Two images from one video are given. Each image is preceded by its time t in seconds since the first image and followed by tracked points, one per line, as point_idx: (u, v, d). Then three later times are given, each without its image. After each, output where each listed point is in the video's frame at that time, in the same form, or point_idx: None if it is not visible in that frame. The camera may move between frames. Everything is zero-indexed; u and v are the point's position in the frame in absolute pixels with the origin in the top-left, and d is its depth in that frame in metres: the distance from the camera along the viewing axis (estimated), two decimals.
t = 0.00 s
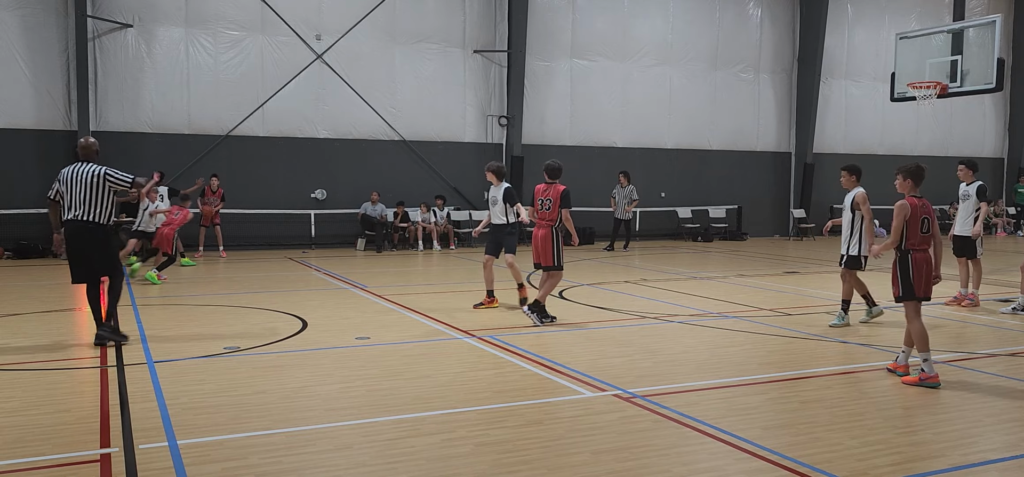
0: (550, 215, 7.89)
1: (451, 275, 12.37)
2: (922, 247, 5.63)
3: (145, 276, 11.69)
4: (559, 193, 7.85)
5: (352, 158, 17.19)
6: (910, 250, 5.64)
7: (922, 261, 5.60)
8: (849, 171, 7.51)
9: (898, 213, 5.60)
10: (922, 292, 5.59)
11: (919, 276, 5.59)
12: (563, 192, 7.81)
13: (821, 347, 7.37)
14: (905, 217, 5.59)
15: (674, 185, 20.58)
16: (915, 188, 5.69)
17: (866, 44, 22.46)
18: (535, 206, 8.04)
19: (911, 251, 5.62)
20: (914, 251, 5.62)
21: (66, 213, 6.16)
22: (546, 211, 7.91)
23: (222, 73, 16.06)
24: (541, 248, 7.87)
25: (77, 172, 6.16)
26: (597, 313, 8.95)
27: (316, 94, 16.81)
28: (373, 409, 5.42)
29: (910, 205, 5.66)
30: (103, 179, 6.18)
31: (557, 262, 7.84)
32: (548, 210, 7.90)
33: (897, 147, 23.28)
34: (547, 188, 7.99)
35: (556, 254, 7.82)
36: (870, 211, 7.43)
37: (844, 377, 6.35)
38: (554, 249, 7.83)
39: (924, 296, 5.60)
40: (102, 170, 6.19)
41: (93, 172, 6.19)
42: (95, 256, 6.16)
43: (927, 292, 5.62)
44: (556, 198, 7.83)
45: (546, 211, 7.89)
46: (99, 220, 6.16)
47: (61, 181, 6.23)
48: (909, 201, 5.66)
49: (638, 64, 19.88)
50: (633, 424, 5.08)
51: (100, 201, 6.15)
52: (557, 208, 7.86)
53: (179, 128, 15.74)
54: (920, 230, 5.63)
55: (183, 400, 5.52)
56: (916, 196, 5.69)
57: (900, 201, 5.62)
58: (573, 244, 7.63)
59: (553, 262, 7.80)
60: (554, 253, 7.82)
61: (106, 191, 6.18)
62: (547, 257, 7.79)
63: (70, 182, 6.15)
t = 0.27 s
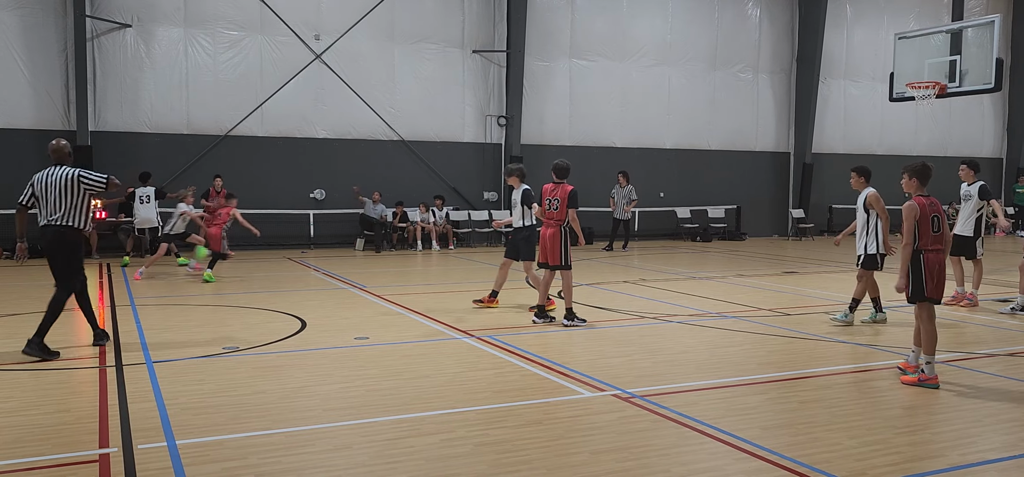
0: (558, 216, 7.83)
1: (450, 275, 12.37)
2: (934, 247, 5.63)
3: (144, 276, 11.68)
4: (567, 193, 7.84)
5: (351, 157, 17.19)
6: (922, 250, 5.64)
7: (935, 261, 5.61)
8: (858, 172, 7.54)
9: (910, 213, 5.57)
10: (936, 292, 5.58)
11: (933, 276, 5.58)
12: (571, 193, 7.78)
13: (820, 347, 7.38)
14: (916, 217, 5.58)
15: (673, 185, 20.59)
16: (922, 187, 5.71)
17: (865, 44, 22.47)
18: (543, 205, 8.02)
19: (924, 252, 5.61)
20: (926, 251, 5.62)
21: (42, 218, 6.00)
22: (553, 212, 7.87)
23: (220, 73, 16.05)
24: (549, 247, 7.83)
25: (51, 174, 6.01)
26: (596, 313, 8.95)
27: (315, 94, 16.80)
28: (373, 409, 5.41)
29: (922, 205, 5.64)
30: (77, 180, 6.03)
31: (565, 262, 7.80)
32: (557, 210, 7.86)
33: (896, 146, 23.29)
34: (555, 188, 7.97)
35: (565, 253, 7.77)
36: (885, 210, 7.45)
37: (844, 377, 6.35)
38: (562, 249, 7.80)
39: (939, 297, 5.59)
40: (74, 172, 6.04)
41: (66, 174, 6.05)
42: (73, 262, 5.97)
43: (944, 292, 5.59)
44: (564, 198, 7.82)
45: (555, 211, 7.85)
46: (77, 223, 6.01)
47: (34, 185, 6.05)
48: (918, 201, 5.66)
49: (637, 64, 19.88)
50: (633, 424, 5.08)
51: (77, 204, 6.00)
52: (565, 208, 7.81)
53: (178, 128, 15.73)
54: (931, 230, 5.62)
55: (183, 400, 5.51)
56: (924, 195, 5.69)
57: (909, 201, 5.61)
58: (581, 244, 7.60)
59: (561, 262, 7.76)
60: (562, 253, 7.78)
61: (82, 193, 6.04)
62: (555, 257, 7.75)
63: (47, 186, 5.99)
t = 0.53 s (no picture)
0: (565, 215, 7.86)
1: (447, 275, 12.37)
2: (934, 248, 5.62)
3: (140, 276, 11.66)
4: (574, 193, 7.81)
5: (347, 157, 17.18)
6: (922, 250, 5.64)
7: (934, 261, 5.60)
8: (865, 171, 7.53)
9: (911, 212, 5.57)
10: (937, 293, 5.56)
11: (933, 277, 5.57)
12: (579, 192, 7.76)
13: (815, 347, 7.39)
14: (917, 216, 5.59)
15: (668, 185, 20.60)
16: (923, 187, 5.71)
17: (861, 44, 22.52)
18: (549, 206, 7.99)
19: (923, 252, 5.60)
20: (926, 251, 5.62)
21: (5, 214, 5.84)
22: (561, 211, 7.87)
23: (215, 73, 16.02)
24: (557, 247, 7.84)
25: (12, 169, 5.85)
26: (592, 313, 8.95)
27: (311, 94, 16.79)
28: (369, 409, 5.41)
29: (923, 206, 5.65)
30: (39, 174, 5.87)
31: (573, 262, 7.82)
32: (564, 210, 7.87)
33: (892, 147, 23.34)
34: (561, 188, 7.95)
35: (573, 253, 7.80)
36: (891, 210, 7.48)
37: (839, 377, 6.36)
38: (570, 249, 7.81)
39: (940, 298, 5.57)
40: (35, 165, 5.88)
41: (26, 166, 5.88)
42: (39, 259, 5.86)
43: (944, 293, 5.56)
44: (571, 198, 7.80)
45: (562, 211, 7.86)
46: (39, 219, 5.84)
47: None
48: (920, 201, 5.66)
49: (632, 64, 19.89)
50: (629, 424, 5.08)
51: (39, 197, 5.83)
52: (572, 208, 7.81)
53: (173, 128, 15.70)
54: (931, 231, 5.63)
55: (178, 400, 5.50)
56: (925, 195, 5.70)
57: (911, 200, 5.61)
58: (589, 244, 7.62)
59: (569, 261, 7.78)
60: (571, 252, 7.80)
61: (44, 186, 5.88)
62: (564, 257, 7.77)
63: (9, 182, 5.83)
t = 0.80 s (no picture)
0: (564, 217, 7.82)
1: (439, 275, 12.36)
2: (927, 248, 5.61)
3: (131, 276, 11.61)
4: (571, 194, 7.78)
5: (338, 157, 17.15)
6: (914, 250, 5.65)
7: (926, 261, 5.59)
8: (874, 171, 7.53)
9: (900, 212, 5.65)
10: (929, 292, 5.55)
11: (924, 277, 5.56)
12: (576, 194, 7.72)
13: (807, 346, 7.42)
14: (906, 216, 5.64)
15: (661, 185, 20.64)
16: (920, 187, 5.72)
17: (852, 44, 22.60)
18: (547, 207, 7.96)
19: (913, 252, 5.62)
20: (917, 251, 5.62)
21: None
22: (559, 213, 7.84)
23: (206, 73, 15.97)
24: (557, 250, 7.85)
25: None
26: (584, 313, 8.96)
27: (303, 93, 16.75)
28: (361, 409, 5.40)
29: (915, 206, 5.68)
30: None
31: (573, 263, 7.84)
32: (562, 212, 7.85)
33: (883, 147, 23.45)
34: (559, 189, 7.90)
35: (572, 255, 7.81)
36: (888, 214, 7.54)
37: (831, 376, 6.38)
38: (570, 250, 7.82)
39: (932, 297, 5.55)
40: None
41: None
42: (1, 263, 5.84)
43: (935, 293, 5.54)
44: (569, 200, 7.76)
45: (560, 213, 7.84)
46: None
47: None
48: (913, 201, 5.69)
49: (625, 64, 19.92)
50: (621, 424, 5.09)
51: None
52: (569, 210, 7.78)
53: (164, 127, 15.64)
54: (923, 230, 5.63)
55: (169, 401, 5.48)
56: (920, 195, 5.71)
57: (901, 200, 5.68)
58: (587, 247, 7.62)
59: (569, 263, 7.80)
60: (571, 254, 7.81)
61: None
62: (563, 259, 7.78)
63: None
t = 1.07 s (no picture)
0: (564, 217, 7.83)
1: (427, 275, 12.35)
2: (914, 247, 5.64)
3: (116, 277, 11.53)
4: (571, 195, 7.80)
5: (326, 156, 17.09)
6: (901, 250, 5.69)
7: (912, 260, 5.61)
8: (877, 174, 7.52)
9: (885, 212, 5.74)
10: (914, 291, 5.58)
11: (910, 275, 5.60)
12: (575, 195, 7.75)
13: (793, 345, 7.46)
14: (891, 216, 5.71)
15: (648, 185, 20.68)
16: (909, 187, 5.76)
17: (838, 45, 22.74)
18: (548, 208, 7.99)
19: (898, 251, 5.66)
20: (903, 251, 5.66)
21: None
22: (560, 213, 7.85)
23: (192, 73, 15.88)
24: (558, 251, 7.87)
25: None
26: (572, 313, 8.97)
27: (290, 93, 16.70)
28: (349, 410, 5.38)
29: (902, 206, 5.73)
30: None
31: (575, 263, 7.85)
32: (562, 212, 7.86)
33: (868, 147, 23.60)
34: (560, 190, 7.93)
35: (573, 255, 7.82)
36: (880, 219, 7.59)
37: (817, 375, 6.42)
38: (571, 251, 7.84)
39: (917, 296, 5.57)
40: None
41: None
42: None
43: (920, 293, 5.57)
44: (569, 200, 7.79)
45: (560, 214, 7.86)
46: None
47: None
48: (900, 201, 5.75)
49: (613, 64, 19.96)
50: (609, 423, 5.09)
51: None
52: (569, 210, 7.80)
53: (150, 127, 15.54)
54: (909, 229, 5.66)
55: (155, 402, 5.44)
56: (908, 196, 5.75)
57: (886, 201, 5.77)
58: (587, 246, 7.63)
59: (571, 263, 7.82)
60: (572, 254, 7.83)
61: None
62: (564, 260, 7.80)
63: None
